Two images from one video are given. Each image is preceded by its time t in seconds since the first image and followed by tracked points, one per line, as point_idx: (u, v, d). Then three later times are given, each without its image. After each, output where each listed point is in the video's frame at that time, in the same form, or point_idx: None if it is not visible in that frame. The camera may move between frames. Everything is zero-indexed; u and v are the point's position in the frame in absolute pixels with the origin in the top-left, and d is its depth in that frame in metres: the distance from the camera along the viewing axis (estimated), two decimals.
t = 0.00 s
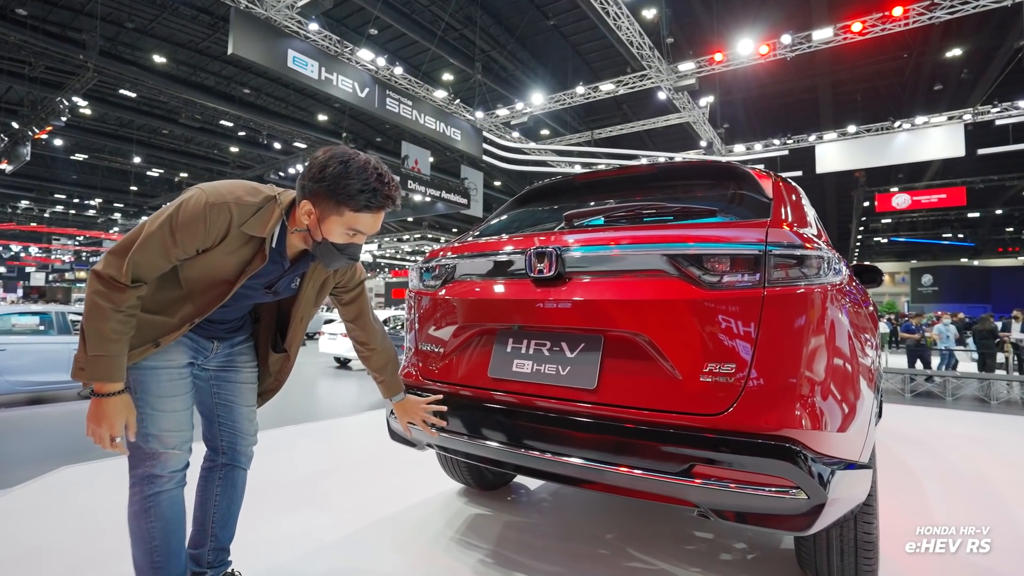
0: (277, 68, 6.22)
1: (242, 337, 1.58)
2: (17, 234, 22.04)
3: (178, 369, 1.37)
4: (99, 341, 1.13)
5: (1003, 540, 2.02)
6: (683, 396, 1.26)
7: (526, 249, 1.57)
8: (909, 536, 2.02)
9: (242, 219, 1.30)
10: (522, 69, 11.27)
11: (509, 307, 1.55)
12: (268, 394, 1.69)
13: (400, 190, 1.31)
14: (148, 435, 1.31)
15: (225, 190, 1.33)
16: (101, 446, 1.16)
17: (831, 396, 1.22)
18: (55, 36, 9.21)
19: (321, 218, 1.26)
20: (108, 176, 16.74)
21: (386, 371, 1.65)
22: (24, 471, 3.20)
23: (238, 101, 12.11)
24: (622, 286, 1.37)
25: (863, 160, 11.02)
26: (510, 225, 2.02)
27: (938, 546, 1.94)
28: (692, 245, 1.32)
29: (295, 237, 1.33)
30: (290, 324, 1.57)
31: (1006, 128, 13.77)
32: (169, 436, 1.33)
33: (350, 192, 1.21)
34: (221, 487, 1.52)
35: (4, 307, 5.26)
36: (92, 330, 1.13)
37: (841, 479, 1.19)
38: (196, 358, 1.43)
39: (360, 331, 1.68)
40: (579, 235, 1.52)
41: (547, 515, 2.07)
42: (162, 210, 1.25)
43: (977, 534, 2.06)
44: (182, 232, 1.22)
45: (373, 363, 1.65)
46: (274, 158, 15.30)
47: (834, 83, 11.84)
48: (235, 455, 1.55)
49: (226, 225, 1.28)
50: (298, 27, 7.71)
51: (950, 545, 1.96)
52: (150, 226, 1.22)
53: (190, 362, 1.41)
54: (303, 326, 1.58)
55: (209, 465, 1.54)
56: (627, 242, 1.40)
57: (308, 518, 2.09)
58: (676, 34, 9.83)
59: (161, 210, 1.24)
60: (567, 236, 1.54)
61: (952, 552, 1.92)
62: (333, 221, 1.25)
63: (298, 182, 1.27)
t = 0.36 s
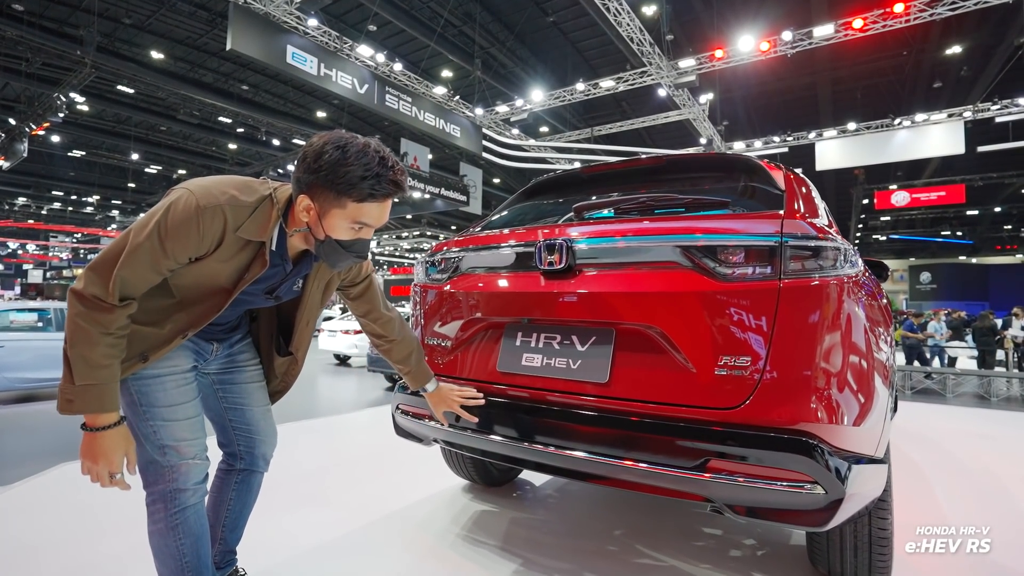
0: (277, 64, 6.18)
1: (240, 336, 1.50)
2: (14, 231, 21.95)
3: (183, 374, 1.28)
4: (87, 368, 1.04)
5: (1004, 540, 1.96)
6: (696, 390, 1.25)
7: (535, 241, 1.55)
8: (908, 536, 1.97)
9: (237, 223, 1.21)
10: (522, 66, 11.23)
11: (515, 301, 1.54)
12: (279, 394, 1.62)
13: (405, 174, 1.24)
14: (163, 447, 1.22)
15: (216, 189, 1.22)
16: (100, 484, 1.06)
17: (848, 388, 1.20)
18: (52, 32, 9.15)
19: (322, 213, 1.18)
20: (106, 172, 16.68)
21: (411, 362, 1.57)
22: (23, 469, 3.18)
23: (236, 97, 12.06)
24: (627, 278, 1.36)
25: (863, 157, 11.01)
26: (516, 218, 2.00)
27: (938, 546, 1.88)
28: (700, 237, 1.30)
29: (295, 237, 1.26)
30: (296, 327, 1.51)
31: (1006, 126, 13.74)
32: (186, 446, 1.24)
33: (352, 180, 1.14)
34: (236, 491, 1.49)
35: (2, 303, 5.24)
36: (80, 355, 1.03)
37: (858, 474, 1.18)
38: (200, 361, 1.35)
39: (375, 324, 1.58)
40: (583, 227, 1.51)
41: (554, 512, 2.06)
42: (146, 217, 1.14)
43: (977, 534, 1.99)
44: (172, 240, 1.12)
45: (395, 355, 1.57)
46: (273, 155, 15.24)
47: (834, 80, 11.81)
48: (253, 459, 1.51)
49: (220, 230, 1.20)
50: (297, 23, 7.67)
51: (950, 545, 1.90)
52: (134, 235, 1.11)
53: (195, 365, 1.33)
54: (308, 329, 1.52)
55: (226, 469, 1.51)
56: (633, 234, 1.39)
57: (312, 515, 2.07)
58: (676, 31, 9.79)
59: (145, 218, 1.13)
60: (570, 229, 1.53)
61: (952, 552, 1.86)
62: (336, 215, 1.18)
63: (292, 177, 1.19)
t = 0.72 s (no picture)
0: (273, 60, 6.12)
1: (242, 331, 1.46)
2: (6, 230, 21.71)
3: (184, 370, 1.25)
4: (66, 372, 0.99)
5: (1004, 540, 1.88)
6: (708, 382, 1.23)
7: (542, 234, 1.53)
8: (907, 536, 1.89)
9: (232, 222, 1.16)
10: (519, 64, 11.20)
11: (520, 295, 1.52)
12: (277, 394, 1.61)
13: (415, 172, 1.21)
14: (165, 444, 1.19)
15: (210, 183, 1.17)
16: (78, 495, 1.02)
17: (863, 379, 1.18)
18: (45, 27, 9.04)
19: (326, 215, 1.14)
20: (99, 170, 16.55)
21: (394, 368, 1.57)
22: (16, 467, 3.13)
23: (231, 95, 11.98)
24: (631, 271, 1.35)
25: (859, 156, 11.03)
26: (521, 211, 1.97)
27: (937, 547, 1.81)
28: (707, 228, 1.29)
29: (297, 238, 1.21)
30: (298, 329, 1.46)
31: (1001, 126, 13.78)
32: (190, 444, 1.22)
33: (360, 181, 1.10)
34: (226, 493, 1.47)
35: None
36: (58, 358, 0.99)
37: (874, 468, 1.16)
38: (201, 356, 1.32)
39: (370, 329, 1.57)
40: (585, 220, 1.49)
41: (559, 508, 2.04)
42: (137, 212, 1.09)
43: (977, 533, 1.91)
44: (160, 239, 1.07)
45: (382, 361, 1.58)
46: (268, 152, 15.15)
47: (830, 79, 11.83)
48: (245, 462, 1.48)
49: (213, 230, 1.14)
50: (294, 19, 7.61)
51: (949, 544, 1.83)
52: (120, 232, 1.06)
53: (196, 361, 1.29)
54: (313, 331, 1.48)
55: (218, 468, 1.49)
56: (637, 226, 1.37)
57: (312, 513, 2.03)
58: (673, 29, 9.77)
59: (135, 213, 1.08)
60: (571, 221, 1.51)
61: (951, 552, 1.78)
62: (341, 218, 1.15)
63: (293, 174, 1.14)
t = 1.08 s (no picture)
0: (268, 57, 6.05)
1: (232, 322, 1.40)
2: None
3: (174, 365, 1.21)
4: (71, 377, 0.96)
5: (1005, 540, 1.80)
6: (716, 374, 1.21)
7: (548, 226, 1.50)
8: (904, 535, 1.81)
9: (229, 223, 1.11)
10: (514, 63, 11.19)
11: (525, 289, 1.50)
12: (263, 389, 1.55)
13: (414, 181, 1.18)
14: (155, 438, 1.16)
15: (205, 182, 1.12)
16: (90, 496, 1.00)
17: (874, 371, 1.16)
18: (35, 23, 8.93)
19: (324, 220, 1.11)
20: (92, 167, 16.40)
21: (429, 352, 1.47)
22: (7, 467, 3.08)
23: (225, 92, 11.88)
24: (632, 265, 1.34)
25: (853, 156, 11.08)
26: (524, 205, 1.95)
27: (934, 547, 1.73)
28: (711, 220, 1.28)
29: (293, 239, 1.17)
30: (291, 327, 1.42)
31: (993, 126, 13.87)
32: (180, 437, 1.19)
33: (361, 189, 1.07)
34: (205, 491, 1.41)
35: None
36: (57, 363, 0.96)
37: (889, 460, 1.14)
38: (190, 352, 1.28)
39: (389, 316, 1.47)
40: (587, 212, 1.48)
41: (561, 506, 2.02)
42: (132, 211, 1.05)
43: (977, 534, 1.83)
44: (159, 241, 1.03)
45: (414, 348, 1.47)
46: (263, 151, 15.05)
47: (824, 80, 11.88)
48: (224, 459, 1.42)
49: (210, 231, 1.10)
50: (289, 16, 7.55)
51: (949, 544, 1.74)
52: (118, 235, 1.01)
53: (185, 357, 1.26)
54: (305, 330, 1.45)
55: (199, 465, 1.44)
56: (638, 218, 1.36)
57: (311, 512, 2.00)
58: (668, 29, 9.77)
59: (130, 212, 1.04)
60: (571, 214, 1.50)
61: (950, 552, 1.70)
62: (339, 223, 1.11)
63: (290, 178, 1.10)
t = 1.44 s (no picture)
0: (261, 54, 5.99)
1: (223, 315, 1.37)
2: None
3: (165, 357, 1.18)
4: (56, 367, 0.93)
5: (1007, 542, 1.71)
6: (721, 366, 1.20)
7: (549, 217, 1.48)
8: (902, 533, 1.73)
9: (223, 213, 1.09)
10: (507, 62, 11.16)
11: (523, 282, 1.48)
12: (257, 382, 1.51)
13: (412, 170, 1.16)
14: (146, 430, 1.13)
15: (199, 172, 1.09)
16: (71, 490, 0.97)
17: (879, 362, 1.16)
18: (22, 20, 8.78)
19: (321, 207, 1.08)
20: (80, 166, 16.18)
21: (394, 351, 1.52)
22: None
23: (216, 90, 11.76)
24: (632, 257, 1.32)
25: (843, 155, 11.15)
26: (523, 198, 1.93)
27: (933, 546, 1.65)
28: (710, 211, 1.27)
29: (287, 228, 1.14)
30: (285, 316, 1.38)
31: (981, 127, 14.02)
32: (171, 429, 1.15)
33: (359, 177, 1.05)
34: (201, 485, 1.36)
35: None
36: (44, 354, 0.92)
37: (895, 453, 1.13)
38: (181, 344, 1.25)
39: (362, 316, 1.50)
40: (585, 205, 1.46)
41: (561, 503, 2.00)
42: (123, 198, 1.02)
43: (978, 534, 1.75)
44: (151, 229, 1.00)
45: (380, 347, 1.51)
46: (254, 149, 14.91)
47: (815, 80, 11.96)
48: (221, 452, 1.38)
49: (205, 221, 1.07)
50: (281, 13, 7.49)
51: (949, 544, 1.66)
52: (108, 223, 0.98)
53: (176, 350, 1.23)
54: (299, 322, 1.41)
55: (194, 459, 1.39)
56: (636, 210, 1.35)
57: (308, 509, 1.97)
58: (661, 29, 9.79)
59: (121, 199, 1.01)
60: (567, 207, 1.48)
61: (949, 551, 1.63)
62: (337, 210, 1.08)
63: (286, 164, 1.07)
